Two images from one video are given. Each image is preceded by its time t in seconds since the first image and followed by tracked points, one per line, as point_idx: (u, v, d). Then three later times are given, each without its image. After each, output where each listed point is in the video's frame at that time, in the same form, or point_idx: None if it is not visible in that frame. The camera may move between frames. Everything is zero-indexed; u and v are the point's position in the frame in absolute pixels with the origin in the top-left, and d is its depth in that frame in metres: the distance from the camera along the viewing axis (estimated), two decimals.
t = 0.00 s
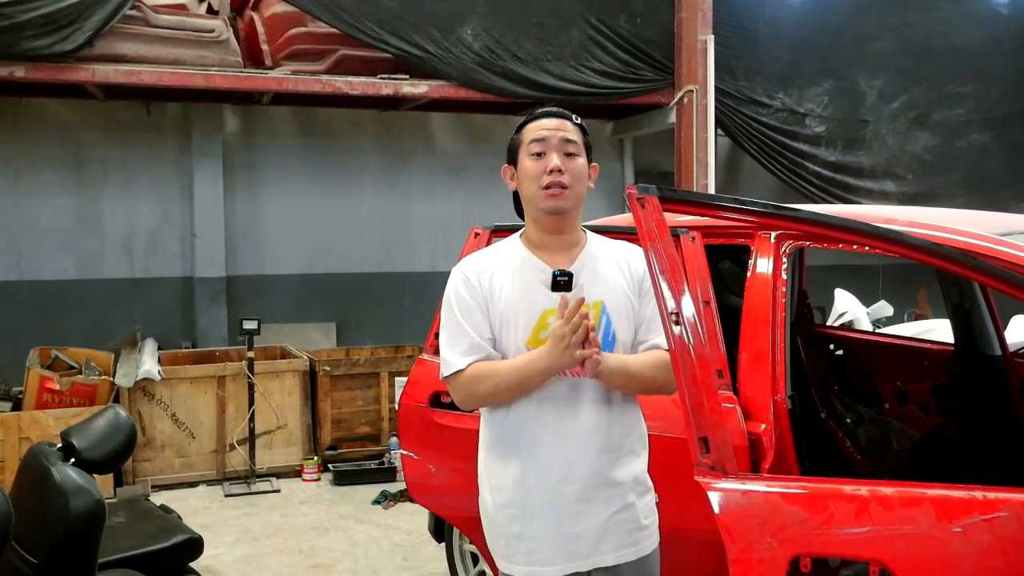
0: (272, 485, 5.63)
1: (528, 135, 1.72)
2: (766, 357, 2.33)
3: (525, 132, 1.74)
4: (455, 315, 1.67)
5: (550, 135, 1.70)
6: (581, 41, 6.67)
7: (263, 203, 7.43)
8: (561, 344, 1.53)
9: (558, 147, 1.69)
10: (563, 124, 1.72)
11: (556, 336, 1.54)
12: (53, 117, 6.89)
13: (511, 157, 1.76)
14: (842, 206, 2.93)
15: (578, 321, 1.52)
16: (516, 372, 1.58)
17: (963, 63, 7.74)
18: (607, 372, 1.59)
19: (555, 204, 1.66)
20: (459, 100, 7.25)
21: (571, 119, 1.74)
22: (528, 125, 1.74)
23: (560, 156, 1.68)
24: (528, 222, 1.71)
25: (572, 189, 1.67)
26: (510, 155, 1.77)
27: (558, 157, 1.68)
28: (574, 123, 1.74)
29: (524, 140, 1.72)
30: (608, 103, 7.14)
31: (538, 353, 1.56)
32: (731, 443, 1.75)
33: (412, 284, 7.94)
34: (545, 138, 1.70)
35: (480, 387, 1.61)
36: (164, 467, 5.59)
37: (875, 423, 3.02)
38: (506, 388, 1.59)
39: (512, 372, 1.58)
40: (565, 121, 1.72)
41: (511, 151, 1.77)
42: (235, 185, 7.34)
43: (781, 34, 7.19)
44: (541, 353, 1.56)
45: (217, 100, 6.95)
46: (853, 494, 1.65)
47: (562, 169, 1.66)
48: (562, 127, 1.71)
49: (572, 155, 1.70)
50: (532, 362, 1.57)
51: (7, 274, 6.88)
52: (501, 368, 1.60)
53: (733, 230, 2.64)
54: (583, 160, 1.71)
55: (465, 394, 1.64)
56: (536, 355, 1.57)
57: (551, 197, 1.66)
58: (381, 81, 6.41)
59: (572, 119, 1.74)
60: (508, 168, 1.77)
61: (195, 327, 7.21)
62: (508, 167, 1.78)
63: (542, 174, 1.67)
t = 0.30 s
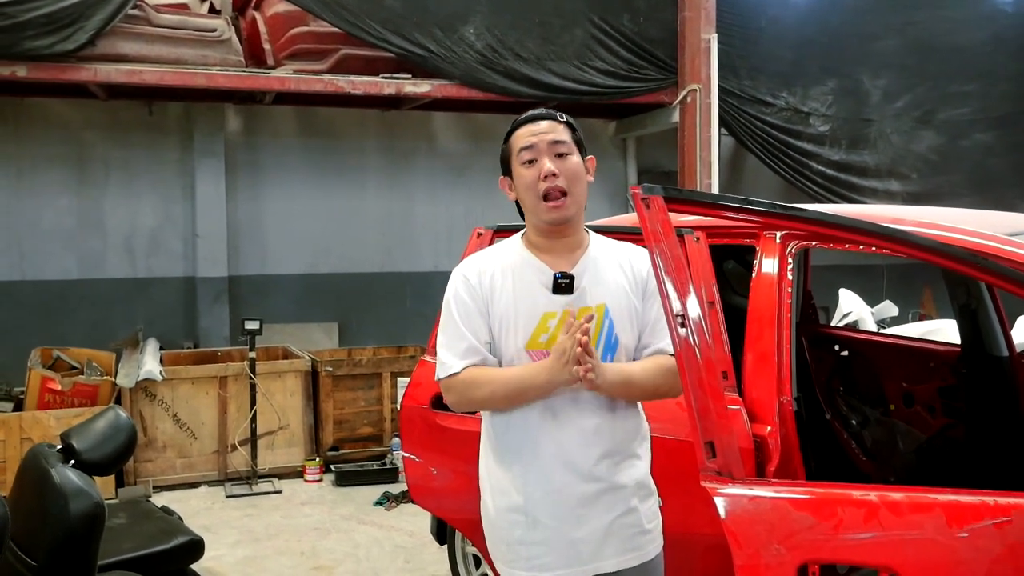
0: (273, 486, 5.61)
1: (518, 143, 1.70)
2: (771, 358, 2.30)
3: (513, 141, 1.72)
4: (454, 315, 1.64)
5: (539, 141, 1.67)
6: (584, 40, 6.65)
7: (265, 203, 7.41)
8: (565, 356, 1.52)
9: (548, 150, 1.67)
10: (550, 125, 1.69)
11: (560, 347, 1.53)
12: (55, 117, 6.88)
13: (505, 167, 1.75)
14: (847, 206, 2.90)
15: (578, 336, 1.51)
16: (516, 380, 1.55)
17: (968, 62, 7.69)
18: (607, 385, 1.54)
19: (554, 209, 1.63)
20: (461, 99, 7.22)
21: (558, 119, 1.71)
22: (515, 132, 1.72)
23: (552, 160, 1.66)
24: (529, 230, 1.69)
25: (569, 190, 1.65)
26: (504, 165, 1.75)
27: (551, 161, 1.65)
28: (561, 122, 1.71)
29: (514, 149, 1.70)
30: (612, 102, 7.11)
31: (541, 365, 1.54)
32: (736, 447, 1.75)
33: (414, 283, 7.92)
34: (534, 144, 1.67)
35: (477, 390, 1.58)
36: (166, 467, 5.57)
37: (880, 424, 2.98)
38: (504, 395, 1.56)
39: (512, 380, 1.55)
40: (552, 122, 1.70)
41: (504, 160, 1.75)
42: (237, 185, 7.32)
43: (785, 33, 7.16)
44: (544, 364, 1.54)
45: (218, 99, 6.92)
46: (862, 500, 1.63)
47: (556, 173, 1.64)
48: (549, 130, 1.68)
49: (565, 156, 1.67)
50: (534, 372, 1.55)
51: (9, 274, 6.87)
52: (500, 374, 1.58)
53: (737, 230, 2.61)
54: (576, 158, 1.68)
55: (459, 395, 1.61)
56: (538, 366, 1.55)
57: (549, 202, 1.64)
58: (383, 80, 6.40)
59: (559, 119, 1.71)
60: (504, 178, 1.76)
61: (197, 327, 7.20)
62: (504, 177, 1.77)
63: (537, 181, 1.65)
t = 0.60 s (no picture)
0: (276, 486, 5.58)
1: (531, 138, 1.66)
2: (779, 360, 2.27)
3: (525, 136, 1.68)
4: (458, 313, 1.60)
5: (554, 138, 1.64)
6: (589, 39, 6.61)
7: (268, 203, 7.39)
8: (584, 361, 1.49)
9: (564, 148, 1.64)
10: (562, 123, 1.66)
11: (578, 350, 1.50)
12: (58, 116, 6.86)
13: (512, 162, 1.71)
14: (857, 206, 2.86)
15: (604, 342, 1.49)
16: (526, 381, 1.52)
17: (975, 62, 7.64)
18: (621, 390, 1.54)
19: (568, 206, 1.61)
20: (465, 99, 7.19)
21: (570, 117, 1.69)
22: (527, 128, 1.68)
23: (568, 158, 1.63)
24: (537, 227, 1.66)
25: (583, 190, 1.62)
26: (512, 160, 1.71)
27: (567, 159, 1.62)
28: (573, 120, 1.68)
29: (527, 145, 1.66)
30: (616, 102, 7.07)
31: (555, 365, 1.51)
32: (748, 453, 1.68)
33: (417, 284, 7.89)
34: (549, 141, 1.64)
35: (480, 391, 1.55)
36: (168, 468, 5.55)
37: (888, 426, 2.95)
38: (510, 397, 1.53)
39: (519, 381, 1.52)
40: (564, 120, 1.67)
41: (512, 155, 1.71)
42: (240, 185, 7.30)
43: (790, 32, 7.12)
44: (558, 365, 1.51)
45: (221, 99, 6.90)
46: (875, 506, 1.59)
47: (573, 171, 1.61)
48: (563, 127, 1.65)
49: (579, 155, 1.65)
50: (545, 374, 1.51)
51: (11, 274, 6.86)
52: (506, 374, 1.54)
53: (744, 231, 2.57)
54: (589, 158, 1.66)
55: (459, 393, 1.58)
56: (549, 367, 1.51)
57: (563, 200, 1.61)
58: (386, 79, 6.36)
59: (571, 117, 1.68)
60: (510, 174, 1.72)
61: (200, 328, 7.18)
62: (511, 172, 1.72)
63: (553, 177, 1.61)
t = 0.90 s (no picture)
0: (275, 486, 5.55)
1: (596, 135, 1.62)
2: (783, 360, 2.23)
3: (588, 128, 1.62)
4: (457, 321, 1.54)
5: (616, 146, 1.64)
6: (589, 36, 6.57)
7: (267, 201, 7.35)
8: (608, 407, 1.42)
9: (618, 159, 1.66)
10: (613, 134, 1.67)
11: (605, 395, 1.43)
12: (54, 113, 6.82)
13: (562, 145, 1.61)
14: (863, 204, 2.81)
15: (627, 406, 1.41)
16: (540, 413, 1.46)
17: (978, 59, 7.60)
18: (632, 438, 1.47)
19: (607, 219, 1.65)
20: (466, 96, 7.15)
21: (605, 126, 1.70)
22: (592, 123, 1.63)
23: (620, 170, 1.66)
24: (566, 222, 1.63)
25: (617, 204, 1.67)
26: (563, 143, 1.61)
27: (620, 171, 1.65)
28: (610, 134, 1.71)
29: (593, 141, 1.61)
30: (617, 100, 7.03)
31: (577, 406, 1.43)
32: (755, 455, 1.65)
33: (416, 282, 7.85)
34: (613, 147, 1.64)
35: (488, 409, 1.49)
36: (166, 468, 5.51)
37: (891, 425, 2.90)
38: (519, 420, 1.47)
39: (525, 410, 1.46)
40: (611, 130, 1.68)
41: (561, 139, 1.62)
42: (238, 182, 7.26)
43: (792, 29, 7.08)
44: (579, 402, 1.44)
45: (219, 96, 6.85)
46: (885, 510, 1.56)
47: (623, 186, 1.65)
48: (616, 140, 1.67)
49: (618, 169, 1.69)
50: (561, 407, 1.45)
51: (8, 272, 6.81)
52: (520, 397, 1.48)
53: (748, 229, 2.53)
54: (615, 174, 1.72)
55: (460, 409, 1.53)
56: (567, 396, 1.45)
57: (608, 209, 1.63)
58: (386, 76, 6.31)
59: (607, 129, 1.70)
60: (554, 154, 1.61)
61: (198, 326, 7.14)
62: (550, 152, 1.62)
63: (611, 184, 1.62)
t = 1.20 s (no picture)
0: (266, 485, 5.50)
1: (609, 136, 1.58)
2: (782, 361, 2.19)
3: (601, 129, 1.58)
4: (475, 319, 1.49)
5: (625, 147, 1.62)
6: (585, 34, 6.54)
7: (259, 198, 7.29)
8: (631, 416, 1.41)
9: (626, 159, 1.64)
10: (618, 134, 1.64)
11: (625, 402, 1.42)
12: (44, 108, 6.75)
13: (574, 147, 1.57)
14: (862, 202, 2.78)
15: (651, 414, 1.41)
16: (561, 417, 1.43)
17: (974, 59, 7.59)
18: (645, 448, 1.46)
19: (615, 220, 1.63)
20: (460, 93, 7.10)
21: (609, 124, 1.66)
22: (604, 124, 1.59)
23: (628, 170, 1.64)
24: (575, 223, 1.60)
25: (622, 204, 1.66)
26: (576, 144, 1.57)
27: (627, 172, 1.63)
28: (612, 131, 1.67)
29: (606, 142, 1.58)
30: (612, 98, 7.00)
31: (599, 414, 1.42)
32: (758, 458, 1.62)
33: (408, 280, 7.81)
34: (623, 148, 1.61)
35: (506, 412, 1.44)
36: (155, 467, 5.46)
37: (886, 426, 2.85)
38: (538, 424, 1.43)
39: (546, 412, 1.43)
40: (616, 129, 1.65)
41: (573, 140, 1.57)
42: (231, 179, 7.20)
43: (788, 28, 7.05)
44: (600, 409, 1.43)
45: (212, 91, 6.79)
46: (889, 514, 1.53)
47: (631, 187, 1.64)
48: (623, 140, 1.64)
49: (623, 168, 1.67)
50: (582, 414, 1.43)
51: None
52: (539, 400, 1.44)
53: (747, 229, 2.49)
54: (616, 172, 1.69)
55: (471, 410, 1.48)
56: (587, 404, 1.44)
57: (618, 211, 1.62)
58: (380, 72, 6.26)
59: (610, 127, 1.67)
60: (566, 155, 1.57)
61: (189, 323, 7.08)
62: (563, 153, 1.57)
63: (622, 186, 1.60)
